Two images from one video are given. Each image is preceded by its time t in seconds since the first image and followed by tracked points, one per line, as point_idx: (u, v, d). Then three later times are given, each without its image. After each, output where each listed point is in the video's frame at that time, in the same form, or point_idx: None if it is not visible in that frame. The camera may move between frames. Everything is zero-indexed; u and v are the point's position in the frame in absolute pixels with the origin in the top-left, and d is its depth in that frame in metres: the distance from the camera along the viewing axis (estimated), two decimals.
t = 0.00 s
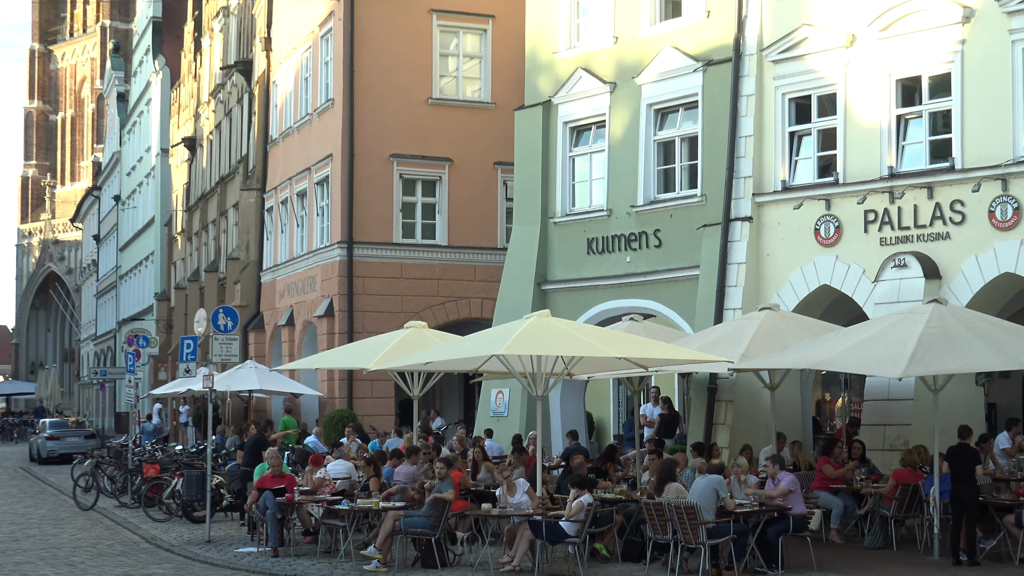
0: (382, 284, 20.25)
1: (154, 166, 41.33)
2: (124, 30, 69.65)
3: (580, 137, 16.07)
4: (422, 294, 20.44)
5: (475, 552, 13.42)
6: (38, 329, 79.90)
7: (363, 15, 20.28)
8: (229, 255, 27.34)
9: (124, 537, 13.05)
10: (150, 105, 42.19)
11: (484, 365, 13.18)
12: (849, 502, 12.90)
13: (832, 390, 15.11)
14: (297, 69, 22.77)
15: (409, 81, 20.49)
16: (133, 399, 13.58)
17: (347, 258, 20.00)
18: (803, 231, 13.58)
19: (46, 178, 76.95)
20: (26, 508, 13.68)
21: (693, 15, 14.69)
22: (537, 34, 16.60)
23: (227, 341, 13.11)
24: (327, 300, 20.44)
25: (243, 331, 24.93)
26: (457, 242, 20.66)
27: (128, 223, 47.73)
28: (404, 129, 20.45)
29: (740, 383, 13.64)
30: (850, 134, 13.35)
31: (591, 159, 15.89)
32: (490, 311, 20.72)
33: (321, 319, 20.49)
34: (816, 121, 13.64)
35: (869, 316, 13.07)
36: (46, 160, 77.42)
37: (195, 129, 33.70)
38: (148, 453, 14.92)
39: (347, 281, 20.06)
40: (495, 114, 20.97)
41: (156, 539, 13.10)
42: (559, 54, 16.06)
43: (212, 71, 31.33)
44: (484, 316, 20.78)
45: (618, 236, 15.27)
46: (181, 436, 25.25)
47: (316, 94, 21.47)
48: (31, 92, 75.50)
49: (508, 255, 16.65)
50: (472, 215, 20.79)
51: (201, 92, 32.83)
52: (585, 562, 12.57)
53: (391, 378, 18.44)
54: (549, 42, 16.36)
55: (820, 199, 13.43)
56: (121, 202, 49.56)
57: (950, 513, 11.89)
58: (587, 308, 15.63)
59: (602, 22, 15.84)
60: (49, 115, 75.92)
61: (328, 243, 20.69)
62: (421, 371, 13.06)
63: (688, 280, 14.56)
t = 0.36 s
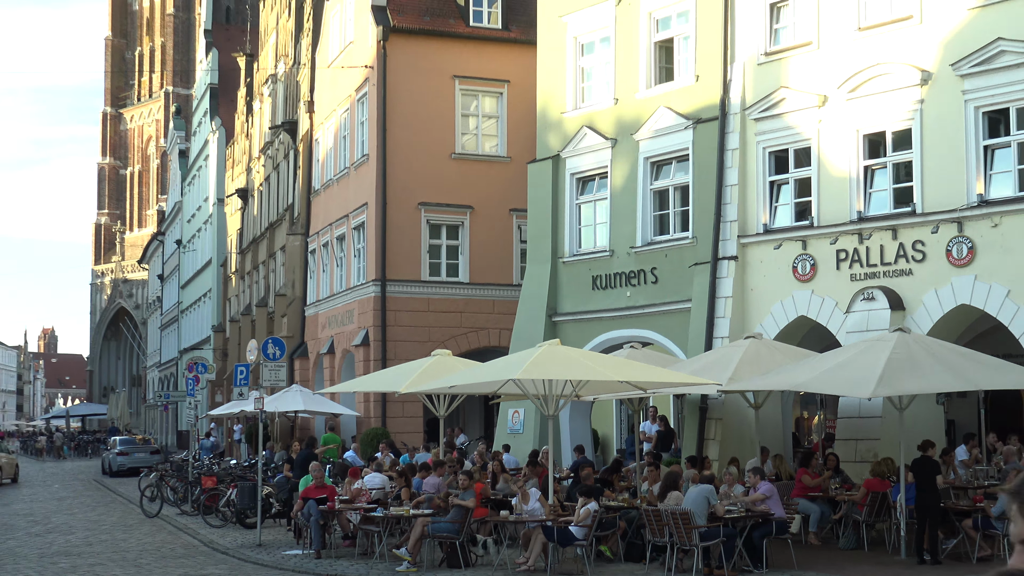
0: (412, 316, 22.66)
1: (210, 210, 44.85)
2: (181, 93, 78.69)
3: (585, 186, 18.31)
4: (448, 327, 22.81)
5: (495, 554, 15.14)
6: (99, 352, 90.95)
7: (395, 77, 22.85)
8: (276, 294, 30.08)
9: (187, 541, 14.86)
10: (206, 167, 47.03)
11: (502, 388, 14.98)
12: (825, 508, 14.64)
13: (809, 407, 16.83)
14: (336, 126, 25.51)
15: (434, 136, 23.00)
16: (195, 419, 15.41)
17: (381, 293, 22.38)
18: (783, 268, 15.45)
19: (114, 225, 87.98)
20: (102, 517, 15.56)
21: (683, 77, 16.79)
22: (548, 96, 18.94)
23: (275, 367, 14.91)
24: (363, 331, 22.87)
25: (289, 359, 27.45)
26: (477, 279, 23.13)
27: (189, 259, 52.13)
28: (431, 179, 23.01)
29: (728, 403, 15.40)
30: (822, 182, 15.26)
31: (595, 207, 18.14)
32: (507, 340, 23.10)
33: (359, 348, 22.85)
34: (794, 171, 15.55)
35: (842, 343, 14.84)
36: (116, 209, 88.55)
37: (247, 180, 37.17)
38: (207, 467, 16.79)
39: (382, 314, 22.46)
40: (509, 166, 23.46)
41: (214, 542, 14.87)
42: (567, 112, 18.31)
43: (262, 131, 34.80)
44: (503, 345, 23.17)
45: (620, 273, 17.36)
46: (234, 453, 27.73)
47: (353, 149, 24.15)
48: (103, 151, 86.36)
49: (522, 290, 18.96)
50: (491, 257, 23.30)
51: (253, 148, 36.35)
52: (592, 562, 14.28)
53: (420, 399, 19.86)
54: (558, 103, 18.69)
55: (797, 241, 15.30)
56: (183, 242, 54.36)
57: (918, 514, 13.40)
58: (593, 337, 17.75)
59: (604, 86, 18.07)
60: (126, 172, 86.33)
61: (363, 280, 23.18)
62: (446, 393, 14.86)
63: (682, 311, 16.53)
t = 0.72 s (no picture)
0: (434, 344, 25.43)
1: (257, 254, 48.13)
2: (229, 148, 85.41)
3: (587, 229, 20.96)
4: (466, 354, 25.62)
5: (508, 557, 17.04)
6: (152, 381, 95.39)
7: (421, 131, 25.75)
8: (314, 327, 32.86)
9: (233, 547, 16.77)
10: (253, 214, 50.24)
11: (515, 409, 16.96)
12: (801, 515, 16.58)
13: (788, 425, 18.82)
14: (368, 175, 28.55)
15: (455, 184, 25.89)
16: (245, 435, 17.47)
17: (406, 324, 25.26)
18: (763, 302, 17.59)
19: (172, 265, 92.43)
20: (161, 524, 17.59)
21: (671, 133, 19.35)
22: (556, 150, 21.67)
23: (314, 391, 16.86)
24: (391, 358, 25.67)
25: (326, 384, 30.47)
26: (492, 312, 25.91)
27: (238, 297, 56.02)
28: (453, 223, 25.88)
29: (715, 422, 17.37)
30: (796, 225, 17.35)
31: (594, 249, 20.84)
32: (518, 366, 25.83)
33: (387, 373, 25.56)
34: (771, 216, 17.74)
35: (815, 368, 16.86)
36: (173, 251, 92.86)
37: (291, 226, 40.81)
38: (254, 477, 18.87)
39: (407, 343, 25.23)
40: (520, 213, 26.26)
41: (259, 546, 16.82)
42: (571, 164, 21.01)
43: (304, 182, 38.24)
44: (514, 371, 25.87)
45: (618, 307, 19.92)
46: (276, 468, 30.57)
47: (384, 194, 27.07)
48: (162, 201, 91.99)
49: (532, 321, 21.70)
50: (505, 292, 26.07)
51: (296, 198, 39.87)
52: (594, 563, 16.15)
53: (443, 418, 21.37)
54: (564, 156, 21.42)
55: (775, 278, 17.45)
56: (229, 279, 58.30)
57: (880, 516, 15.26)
58: (593, 363, 20.38)
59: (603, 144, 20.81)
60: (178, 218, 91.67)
61: (392, 313, 26.10)
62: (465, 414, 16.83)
63: (671, 340, 18.99)
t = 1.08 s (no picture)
0: (452, 362, 27.74)
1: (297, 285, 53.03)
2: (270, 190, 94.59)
3: (587, 260, 23.77)
4: (481, 372, 27.88)
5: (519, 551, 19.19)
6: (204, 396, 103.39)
7: (438, 169, 28.13)
8: (346, 348, 35.59)
9: (276, 543, 18.98)
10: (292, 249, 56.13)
11: (524, 419, 19.16)
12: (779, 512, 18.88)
13: (768, 433, 21.07)
14: (394, 213, 31.21)
15: (470, 218, 28.25)
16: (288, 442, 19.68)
17: (427, 345, 27.54)
18: (743, 324, 19.95)
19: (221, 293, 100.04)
20: (212, 523, 19.85)
21: (661, 175, 22.04)
22: (559, 190, 24.55)
23: (347, 404, 18.99)
24: (414, 375, 28.09)
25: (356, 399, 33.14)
26: (503, 332, 28.17)
27: (281, 318, 61.30)
28: (467, 254, 28.22)
29: (702, 430, 19.59)
30: (772, 255, 19.69)
31: (594, 277, 23.65)
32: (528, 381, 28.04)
33: (411, 388, 27.95)
34: (751, 247, 20.15)
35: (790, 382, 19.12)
36: (223, 281, 101.21)
37: (327, 257, 44.15)
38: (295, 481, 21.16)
39: (428, 361, 27.54)
40: (526, 246, 28.55)
41: (297, 541, 19.03)
42: (572, 203, 23.87)
43: (337, 218, 41.43)
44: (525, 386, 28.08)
45: (615, 328, 22.61)
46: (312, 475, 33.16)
47: (407, 229, 29.59)
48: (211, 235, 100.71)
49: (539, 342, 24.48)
50: (515, 314, 28.32)
51: (330, 232, 43.30)
52: (594, 557, 18.28)
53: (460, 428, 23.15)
54: (566, 195, 24.28)
55: (753, 302, 19.82)
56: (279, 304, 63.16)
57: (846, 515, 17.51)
58: (594, 378, 23.05)
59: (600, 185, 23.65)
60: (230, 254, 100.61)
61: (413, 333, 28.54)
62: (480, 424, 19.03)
63: (661, 358, 21.58)
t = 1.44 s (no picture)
0: (466, 375, 30.09)
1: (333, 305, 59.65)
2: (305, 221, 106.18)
3: (586, 283, 26.72)
4: (491, 383, 30.25)
5: (525, 544, 21.48)
6: (247, 403, 114.23)
7: (453, 198, 30.66)
8: (371, 362, 38.33)
9: (308, 535, 21.34)
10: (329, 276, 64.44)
11: (530, 425, 21.53)
12: (757, 508, 21.34)
13: (748, 437, 23.55)
14: (414, 240, 33.90)
15: (481, 244, 30.74)
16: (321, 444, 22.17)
17: (444, 361, 29.82)
18: (725, 340, 22.49)
19: (263, 313, 113.85)
20: (252, 517, 22.26)
21: (650, 208, 24.88)
22: (562, 221, 27.60)
23: (372, 412, 21.27)
24: (430, 386, 30.50)
25: (381, 408, 35.85)
26: (512, 347, 30.54)
27: (315, 332, 71.21)
28: (479, 278, 30.66)
29: (688, 435, 21.99)
30: (751, 279, 22.19)
31: (593, 298, 26.58)
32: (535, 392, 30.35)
33: (429, 398, 30.33)
34: (731, 271, 22.73)
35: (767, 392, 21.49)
36: (263, 302, 114.52)
37: (357, 279, 47.39)
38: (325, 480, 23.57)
39: (444, 373, 29.85)
40: (533, 269, 31.05)
41: (327, 534, 21.44)
42: (573, 233, 26.88)
43: (364, 244, 44.83)
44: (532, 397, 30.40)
45: (610, 343, 25.45)
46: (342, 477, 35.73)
47: (426, 256, 32.17)
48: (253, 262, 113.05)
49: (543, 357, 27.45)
50: (524, 330, 30.68)
51: (358, 256, 46.90)
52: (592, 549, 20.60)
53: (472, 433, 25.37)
54: (567, 225, 27.34)
55: (734, 321, 22.37)
56: (309, 323, 76.59)
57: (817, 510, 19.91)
58: (591, 388, 25.91)
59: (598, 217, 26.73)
60: (270, 278, 111.82)
61: (430, 348, 31.03)
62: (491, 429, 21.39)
63: (651, 370, 24.26)
